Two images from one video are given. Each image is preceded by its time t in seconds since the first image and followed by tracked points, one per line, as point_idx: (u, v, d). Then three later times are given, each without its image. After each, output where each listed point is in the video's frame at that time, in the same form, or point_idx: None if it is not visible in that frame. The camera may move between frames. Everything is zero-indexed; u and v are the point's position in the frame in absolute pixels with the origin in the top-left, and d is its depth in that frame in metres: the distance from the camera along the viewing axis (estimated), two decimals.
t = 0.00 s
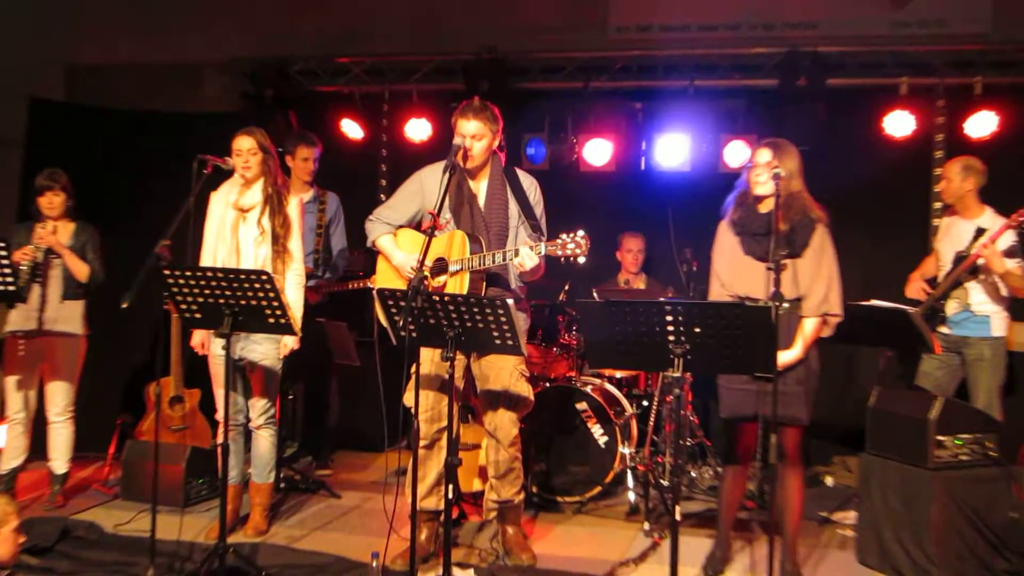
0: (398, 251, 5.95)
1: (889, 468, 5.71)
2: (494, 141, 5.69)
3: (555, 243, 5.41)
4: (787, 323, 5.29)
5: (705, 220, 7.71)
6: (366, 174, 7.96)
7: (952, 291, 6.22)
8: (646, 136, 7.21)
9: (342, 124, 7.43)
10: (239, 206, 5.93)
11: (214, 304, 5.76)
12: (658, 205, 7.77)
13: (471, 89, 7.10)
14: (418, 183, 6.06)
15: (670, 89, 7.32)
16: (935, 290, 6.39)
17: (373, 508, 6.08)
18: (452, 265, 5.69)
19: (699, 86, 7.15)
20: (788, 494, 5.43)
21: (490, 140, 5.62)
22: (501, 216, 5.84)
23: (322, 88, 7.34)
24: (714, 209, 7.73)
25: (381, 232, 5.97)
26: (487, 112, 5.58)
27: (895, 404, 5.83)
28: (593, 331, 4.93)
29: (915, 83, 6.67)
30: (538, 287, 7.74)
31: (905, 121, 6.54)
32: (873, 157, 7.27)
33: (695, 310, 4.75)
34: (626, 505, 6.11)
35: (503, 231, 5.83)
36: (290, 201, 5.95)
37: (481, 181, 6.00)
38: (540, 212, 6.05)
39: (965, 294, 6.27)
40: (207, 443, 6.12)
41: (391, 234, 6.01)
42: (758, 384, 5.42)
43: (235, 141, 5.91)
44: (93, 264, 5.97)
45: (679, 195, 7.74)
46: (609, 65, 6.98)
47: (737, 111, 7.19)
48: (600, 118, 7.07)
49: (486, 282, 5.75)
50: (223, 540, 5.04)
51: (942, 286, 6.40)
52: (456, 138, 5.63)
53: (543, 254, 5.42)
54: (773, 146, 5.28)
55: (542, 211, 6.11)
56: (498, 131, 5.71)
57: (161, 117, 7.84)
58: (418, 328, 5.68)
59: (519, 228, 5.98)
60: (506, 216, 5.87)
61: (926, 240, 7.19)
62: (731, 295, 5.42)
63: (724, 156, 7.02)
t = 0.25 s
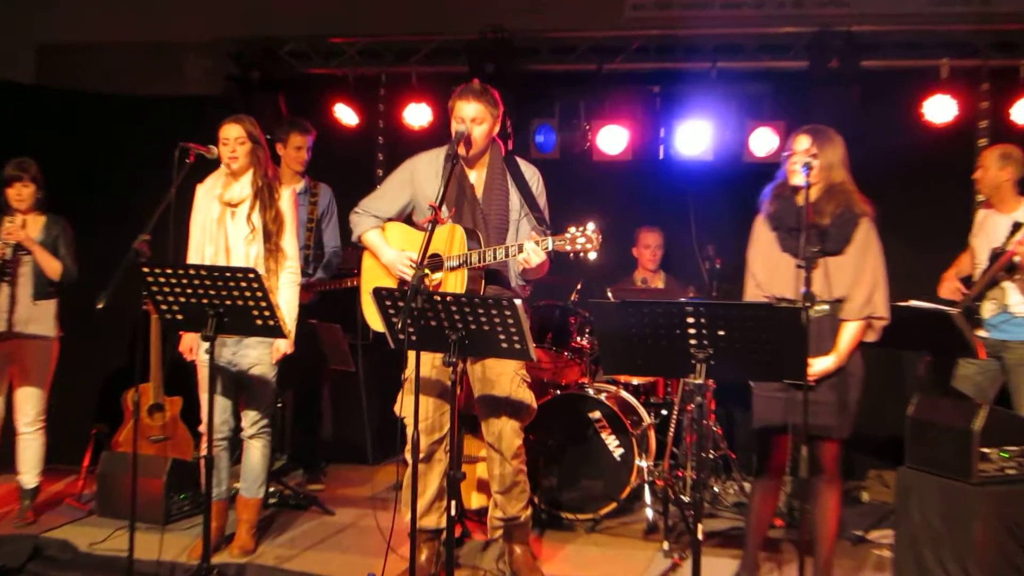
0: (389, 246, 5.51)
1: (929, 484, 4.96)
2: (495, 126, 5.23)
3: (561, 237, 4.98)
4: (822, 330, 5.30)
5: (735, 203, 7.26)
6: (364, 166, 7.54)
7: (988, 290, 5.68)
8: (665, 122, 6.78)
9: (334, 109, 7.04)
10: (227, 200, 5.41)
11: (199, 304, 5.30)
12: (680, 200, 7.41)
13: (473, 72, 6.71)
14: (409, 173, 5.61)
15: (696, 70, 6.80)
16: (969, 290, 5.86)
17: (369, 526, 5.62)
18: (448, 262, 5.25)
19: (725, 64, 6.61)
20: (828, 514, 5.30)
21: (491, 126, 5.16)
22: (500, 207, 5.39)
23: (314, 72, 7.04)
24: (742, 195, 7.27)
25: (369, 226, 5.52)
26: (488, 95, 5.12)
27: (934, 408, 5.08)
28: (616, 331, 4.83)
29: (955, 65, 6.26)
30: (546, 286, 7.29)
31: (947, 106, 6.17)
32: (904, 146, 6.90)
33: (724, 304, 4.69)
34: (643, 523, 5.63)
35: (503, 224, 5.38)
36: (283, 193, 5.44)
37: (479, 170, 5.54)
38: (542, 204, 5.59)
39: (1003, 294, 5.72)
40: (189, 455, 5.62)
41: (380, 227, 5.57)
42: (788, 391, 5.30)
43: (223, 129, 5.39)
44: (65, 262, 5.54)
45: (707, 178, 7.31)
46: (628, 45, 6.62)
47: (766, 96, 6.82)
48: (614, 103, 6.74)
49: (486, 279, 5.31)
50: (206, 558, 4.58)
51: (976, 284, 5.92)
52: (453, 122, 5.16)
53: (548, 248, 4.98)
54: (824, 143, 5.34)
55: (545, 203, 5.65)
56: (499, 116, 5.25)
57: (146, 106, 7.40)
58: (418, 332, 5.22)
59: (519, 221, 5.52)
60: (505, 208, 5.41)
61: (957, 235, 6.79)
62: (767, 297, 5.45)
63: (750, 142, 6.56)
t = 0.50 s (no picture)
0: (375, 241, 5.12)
1: (963, 498, 4.71)
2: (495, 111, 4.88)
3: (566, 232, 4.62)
4: (854, 333, 5.05)
5: (746, 199, 7.10)
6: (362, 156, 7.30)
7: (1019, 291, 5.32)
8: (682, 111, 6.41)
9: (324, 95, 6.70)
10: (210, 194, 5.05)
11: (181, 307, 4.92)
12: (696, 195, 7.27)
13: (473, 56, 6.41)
14: (398, 161, 5.23)
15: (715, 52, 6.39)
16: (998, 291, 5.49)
17: (362, 543, 5.28)
18: (443, 258, 4.86)
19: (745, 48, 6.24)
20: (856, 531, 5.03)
21: (491, 109, 4.79)
22: (496, 199, 5.01)
23: (307, 55, 6.64)
24: (754, 188, 7.08)
25: (354, 218, 5.15)
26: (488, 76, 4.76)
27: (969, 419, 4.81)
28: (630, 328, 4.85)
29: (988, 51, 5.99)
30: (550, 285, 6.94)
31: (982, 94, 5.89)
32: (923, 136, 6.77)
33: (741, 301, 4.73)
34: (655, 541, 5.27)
35: (499, 216, 5.01)
36: (270, 187, 5.08)
37: (474, 159, 5.16)
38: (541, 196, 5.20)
39: None
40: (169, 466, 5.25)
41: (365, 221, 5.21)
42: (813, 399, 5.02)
43: (207, 118, 5.06)
44: (37, 260, 5.19)
45: (719, 170, 7.12)
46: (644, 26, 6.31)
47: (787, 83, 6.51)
48: (625, 90, 6.34)
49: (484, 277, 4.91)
50: None
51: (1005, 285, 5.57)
52: (450, 107, 4.80)
53: (554, 243, 4.61)
54: (852, 137, 5.13)
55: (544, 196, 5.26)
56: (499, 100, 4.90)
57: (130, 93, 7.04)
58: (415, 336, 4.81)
59: (516, 214, 5.14)
60: (502, 199, 5.03)
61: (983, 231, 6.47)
62: (798, 300, 5.14)
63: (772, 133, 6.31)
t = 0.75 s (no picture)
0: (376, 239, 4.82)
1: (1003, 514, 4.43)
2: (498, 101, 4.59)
3: (578, 223, 4.33)
4: (885, 336, 4.73)
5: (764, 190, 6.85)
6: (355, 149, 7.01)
7: None
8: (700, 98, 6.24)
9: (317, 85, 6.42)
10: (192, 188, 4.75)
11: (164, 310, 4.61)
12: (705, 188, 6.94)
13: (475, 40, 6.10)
14: (399, 155, 4.91)
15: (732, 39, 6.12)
16: None
17: (358, 563, 4.94)
18: (448, 256, 4.56)
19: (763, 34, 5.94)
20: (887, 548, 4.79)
21: (493, 99, 4.50)
22: (504, 193, 4.67)
23: (298, 41, 6.32)
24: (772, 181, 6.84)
25: (354, 216, 4.85)
26: (490, 64, 4.47)
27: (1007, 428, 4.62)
28: (646, 329, 4.68)
29: None
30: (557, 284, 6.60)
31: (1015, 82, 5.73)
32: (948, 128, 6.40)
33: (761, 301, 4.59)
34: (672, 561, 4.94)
35: (508, 211, 4.67)
36: (257, 182, 4.77)
37: (476, 151, 4.81)
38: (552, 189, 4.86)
39: None
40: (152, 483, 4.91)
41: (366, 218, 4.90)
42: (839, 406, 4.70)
43: (190, 110, 4.77)
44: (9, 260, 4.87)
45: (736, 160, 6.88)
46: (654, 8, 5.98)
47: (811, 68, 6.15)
48: (636, 77, 6.14)
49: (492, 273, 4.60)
50: None
51: None
52: (452, 98, 4.51)
53: (564, 234, 4.31)
54: (879, 126, 4.79)
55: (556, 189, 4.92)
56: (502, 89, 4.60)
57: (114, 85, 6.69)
58: (416, 341, 4.67)
59: (526, 209, 4.80)
60: (511, 193, 4.69)
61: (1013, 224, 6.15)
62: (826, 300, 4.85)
63: (794, 121, 6.08)
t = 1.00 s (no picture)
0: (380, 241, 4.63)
1: None
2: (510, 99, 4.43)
3: (581, 221, 4.05)
4: (909, 345, 4.45)
5: (785, 188, 6.56)
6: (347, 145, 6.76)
7: None
8: (710, 92, 5.95)
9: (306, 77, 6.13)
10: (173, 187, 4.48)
11: (142, 317, 4.37)
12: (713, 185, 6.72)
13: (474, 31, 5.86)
14: (407, 153, 4.67)
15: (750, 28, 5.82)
16: None
17: None
18: (451, 260, 4.34)
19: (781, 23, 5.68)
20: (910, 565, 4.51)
21: (501, 97, 4.35)
22: (513, 192, 4.39)
23: (286, 31, 6.09)
24: (794, 178, 6.55)
25: (359, 217, 4.64)
26: (498, 60, 4.31)
27: None
28: (655, 338, 4.43)
29: None
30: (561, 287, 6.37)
31: None
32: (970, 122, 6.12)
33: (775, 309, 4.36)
34: None
35: (518, 212, 4.39)
36: (241, 179, 4.51)
37: (486, 150, 4.55)
38: (567, 188, 4.56)
39: None
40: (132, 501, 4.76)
41: (373, 221, 4.69)
42: (859, 415, 4.46)
43: (171, 104, 4.49)
44: None
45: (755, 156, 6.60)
46: None
47: (830, 58, 5.82)
48: (646, 68, 5.89)
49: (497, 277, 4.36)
50: None
51: None
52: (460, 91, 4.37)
53: (569, 232, 4.04)
54: (900, 119, 4.54)
55: (572, 188, 4.61)
56: (514, 86, 4.43)
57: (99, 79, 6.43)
58: (412, 353, 4.46)
59: (537, 209, 4.50)
60: (521, 192, 4.41)
61: None
62: (849, 304, 4.57)
63: (810, 116, 5.77)
